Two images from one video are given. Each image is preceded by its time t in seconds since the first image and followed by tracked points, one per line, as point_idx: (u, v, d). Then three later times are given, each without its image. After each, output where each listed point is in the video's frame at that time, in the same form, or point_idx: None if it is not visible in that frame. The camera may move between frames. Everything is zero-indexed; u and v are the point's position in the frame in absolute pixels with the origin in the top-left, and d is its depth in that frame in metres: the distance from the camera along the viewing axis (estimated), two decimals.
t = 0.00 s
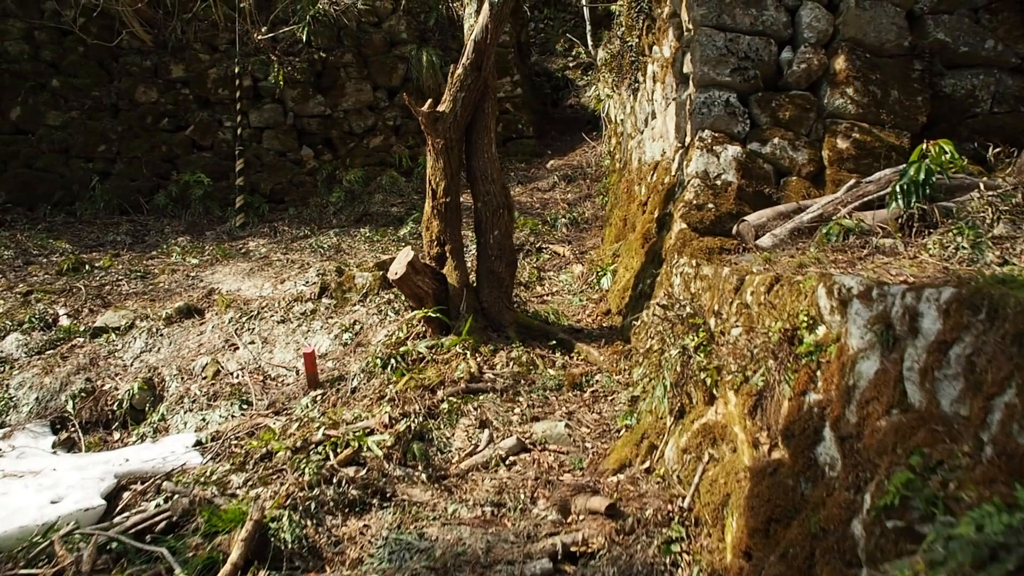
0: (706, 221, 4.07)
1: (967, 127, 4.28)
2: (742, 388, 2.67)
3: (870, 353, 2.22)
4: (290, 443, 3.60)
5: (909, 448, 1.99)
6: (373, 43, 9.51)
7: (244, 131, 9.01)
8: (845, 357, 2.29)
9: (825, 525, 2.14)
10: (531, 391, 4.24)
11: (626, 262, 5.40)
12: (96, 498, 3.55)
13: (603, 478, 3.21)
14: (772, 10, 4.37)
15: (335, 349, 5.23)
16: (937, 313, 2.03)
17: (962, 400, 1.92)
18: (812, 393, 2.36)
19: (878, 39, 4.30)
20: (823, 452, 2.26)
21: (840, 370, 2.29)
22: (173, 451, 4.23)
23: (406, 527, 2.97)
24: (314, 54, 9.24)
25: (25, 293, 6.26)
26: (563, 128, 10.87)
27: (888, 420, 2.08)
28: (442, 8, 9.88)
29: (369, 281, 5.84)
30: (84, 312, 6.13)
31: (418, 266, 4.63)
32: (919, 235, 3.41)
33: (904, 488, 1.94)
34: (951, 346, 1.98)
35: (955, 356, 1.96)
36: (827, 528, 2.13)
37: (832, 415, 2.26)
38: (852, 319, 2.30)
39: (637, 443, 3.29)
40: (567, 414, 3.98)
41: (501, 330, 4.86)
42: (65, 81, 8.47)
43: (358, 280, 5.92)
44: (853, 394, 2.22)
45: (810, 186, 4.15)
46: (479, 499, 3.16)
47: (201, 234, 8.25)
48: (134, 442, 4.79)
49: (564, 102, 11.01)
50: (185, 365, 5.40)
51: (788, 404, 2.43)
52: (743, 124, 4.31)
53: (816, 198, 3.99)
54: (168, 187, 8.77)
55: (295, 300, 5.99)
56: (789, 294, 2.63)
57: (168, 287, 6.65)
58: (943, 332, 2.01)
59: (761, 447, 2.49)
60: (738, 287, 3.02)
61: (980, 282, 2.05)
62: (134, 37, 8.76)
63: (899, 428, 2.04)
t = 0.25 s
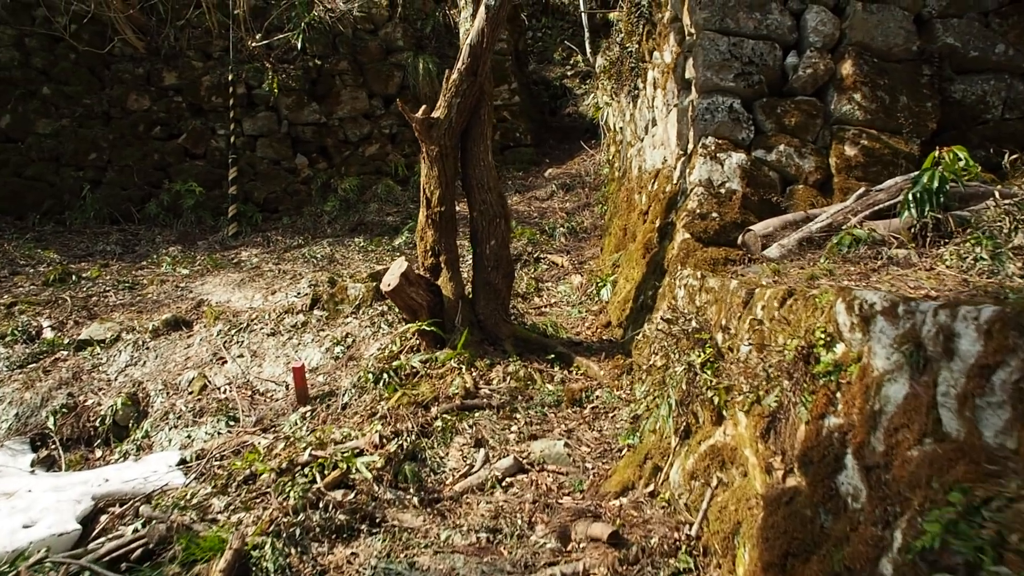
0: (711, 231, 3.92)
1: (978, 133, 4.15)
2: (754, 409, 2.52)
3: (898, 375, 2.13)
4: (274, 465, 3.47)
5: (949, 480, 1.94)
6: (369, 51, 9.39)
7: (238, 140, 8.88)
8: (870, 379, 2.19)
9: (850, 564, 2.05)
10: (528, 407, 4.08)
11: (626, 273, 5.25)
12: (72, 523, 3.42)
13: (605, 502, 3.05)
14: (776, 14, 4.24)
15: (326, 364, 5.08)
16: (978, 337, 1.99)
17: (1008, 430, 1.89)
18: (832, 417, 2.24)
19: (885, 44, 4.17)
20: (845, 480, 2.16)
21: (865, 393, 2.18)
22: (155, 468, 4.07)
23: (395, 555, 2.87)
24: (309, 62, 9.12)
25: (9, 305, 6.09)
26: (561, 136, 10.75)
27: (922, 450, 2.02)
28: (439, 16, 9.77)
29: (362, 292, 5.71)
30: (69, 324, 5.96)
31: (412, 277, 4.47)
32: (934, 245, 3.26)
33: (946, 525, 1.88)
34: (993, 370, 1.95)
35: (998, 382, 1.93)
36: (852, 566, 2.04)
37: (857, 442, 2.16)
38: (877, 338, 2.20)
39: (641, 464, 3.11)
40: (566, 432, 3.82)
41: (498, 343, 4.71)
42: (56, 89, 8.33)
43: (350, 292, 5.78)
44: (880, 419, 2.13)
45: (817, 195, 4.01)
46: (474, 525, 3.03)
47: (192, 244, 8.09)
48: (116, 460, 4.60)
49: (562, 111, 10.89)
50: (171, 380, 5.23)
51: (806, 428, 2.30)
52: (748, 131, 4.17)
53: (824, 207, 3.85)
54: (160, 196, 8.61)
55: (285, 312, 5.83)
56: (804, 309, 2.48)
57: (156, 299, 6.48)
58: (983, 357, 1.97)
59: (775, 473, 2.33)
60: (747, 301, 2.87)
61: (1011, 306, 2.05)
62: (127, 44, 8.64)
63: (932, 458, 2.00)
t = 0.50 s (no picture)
0: (713, 242, 3.77)
1: (986, 141, 4.02)
2: (770, 436, 2.36)
3: (939, 403, 1.88)
4: (253, 492, 3.27)
5: (1008, 527, 1.64)
6: (359, 59, 9.24)
7: (226, 149, 8.69)
8: (904, 406, 1.96)
9: None
10: (523, 426, 3.90)
11: (623, 285, 5.08)
12: (40, 554, 3.24)
13: (607, 532, 2.88)
14: (778, 18, 4.10)
15: (311, 381, 4.87)
16: None
17: None
18: (860, 447, 2.04)
19: (891, 49, 4.05)
20: (877, 519, 1.95)
21: (898, 422, 1.96)
22: (131, 491, 3.86)
23: None
24: (298, 70, 8.95)
25: None
26: (553, 146, 10.62)
27: (970, 489, 1.75)
28: (430, 24, 9.64)
29: (350, 306, 5.51)
30: (46, 339, 5.72)
31: (401, 290, 4.28)
32: (951, 257, 3.11)
33: None
34: None
35: None
36: None
37: (890, 477, 1.95)
38: (911, 360, 1.97)
39: (643, 490, 2.96)
40: (563, 454, 3.63)
41: (491, 359, 4.52)
42: (40, 97, 8.11)
43: (338, 305, 5.58)
44: (918, 452, 1.90)
45: (823, 205, 3.85)
46: (466, 557, 2.87)
47: (178, 255, 7.87)
48: (91, 483, 4.37)
49: (553, 120, 10.76)
50: (150, 397, 4.99)
51: (829, 459, 2.12)
52: (750, 138, 4.02)
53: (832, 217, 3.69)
54: (145, 206, 8.39)
55: (271, 326, 5.62)
56: (822, 329, 2.31)
57: (137, 312, 6.25)
58: None
59: (793, 504, 2.19)
60: (757, 317, 2.70)
61: None
62: (113, 52, 8.45)
63: (986, 498, 1.71)
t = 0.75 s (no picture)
0: (713, 257, 3.63)
1: (990, 152, 3.92)
2: (784, 470, 2.22)
3: (982, 448, 1.82)
4: (230, 526, 3.10)
5: None
6: (346, 65, 9.06)
7: (209, 156, 8.47)
8: (942, 452, 1.88)
9: None
10: (516, 448, 3.74)
11: (618, 299, 4.93)
12: None
13: (606, 567, 2.73)
14: (778, 26, 3.97)
15: (294, 400, 4.68)
16: None
17: None
18: (890, 491, 1.95)
19: (893, 58, 3.93)
20: (910, 567, 1.89)
21: (936, 470, 1.88)
22: (104, 516, 3.66)
23: None
24: (283, 76, 8.75)
25: None
26: (541, 153, 10.48)
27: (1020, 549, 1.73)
28: (418, 30, 9.49)
29: (336, 320, 5.33)
30: (18, 354, 5.49)
31: (388, 305, 4.11)
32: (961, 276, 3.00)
33: None
34: None
35: None
36: None
37: (926, 525, 1.88)
38: (951, 404, 1.88)
39: (643, 520, 2.78)
40: (559, 479, 3.47)
41: (482, 377, 4.35)
42: (17, 103, 7.86)
43: (322, 319, 5.39)
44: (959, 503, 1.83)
45: (825, 218, 3.73)
46: None
47: (158, 265, 7.63)
48: (61, 508, 4.15)
49: (542, 128, 10.61)
50: (125, 417, 4.77)
51: (853, 502, 2.01)
52: (750, 149, 3.89)
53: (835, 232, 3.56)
54: (125, 214, 8.15)
55: (253, 341, 5.41)
56: (840, 359, 2.19)
57: (114, 326, 6.01)
58: None
59: (812, 546, 2.07)
60: (767, 343, 2.56)
61: None
62: (93, 57, 8.21)
63: None
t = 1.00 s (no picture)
0: (711, 269, 3.52)
1: (989, 163, 3.86)
2: (797, 498, 2.10)
3: None
4: (202, 556, 2.95)
5: None
6: (330, 73, 8.91)
7: (189, 165, 8.26)
8: (978, 483, 1.76)
9: None
10: (507, 467, 3.58)
11: (610, 312, 4.80)
12: None
13: None
14: (774, 34, 3.90)
15: (275, 418, 4.49)
16: None
17: None
18: (920, 524, 1.82)
19: (891, 66, 3.87)
20: None
21: (973, 503, 1.76)
22: (70, 544, 3.46)
23: None
24: (266, 83, 8.58)
25: None
26: (528, 164, 10.39)
27: None
28: (404, 38, 9.37)
29: (319, 334, 5.16)
30: None
31: (374, 319, 3.95)
32: (967, 289, 2.92)
33: None
34: None
35: None
36: None
37: (961, 563, 1.75)
38: (987, 432, 1.77)
39: (642, 547, 2.62)
40: (552, 501, 3.32)
41: (471, 394, 4.19)
42: None
43: (305, 333, 5.22)
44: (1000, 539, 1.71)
45: (824, 230, 3.64)
46: None
47: (136, 276, 7.41)
48: (26, 534, 3.91)
49: (529, 137, 10.53)
50: (97, 436, 4.55)
51: (876, 535, 1.88)
52: (746, 159, 3.79)
53: (836, 244, 3.47)
54: (101, 224, 7.91)
55: (232, 356, 5.22)
56: (857, 380, 2.11)
57: (87, 340, 5.78)
58: None
59: None
60: (773, 362, 2.50)
61: None
62: (69, 62, 7.99)
63: None
